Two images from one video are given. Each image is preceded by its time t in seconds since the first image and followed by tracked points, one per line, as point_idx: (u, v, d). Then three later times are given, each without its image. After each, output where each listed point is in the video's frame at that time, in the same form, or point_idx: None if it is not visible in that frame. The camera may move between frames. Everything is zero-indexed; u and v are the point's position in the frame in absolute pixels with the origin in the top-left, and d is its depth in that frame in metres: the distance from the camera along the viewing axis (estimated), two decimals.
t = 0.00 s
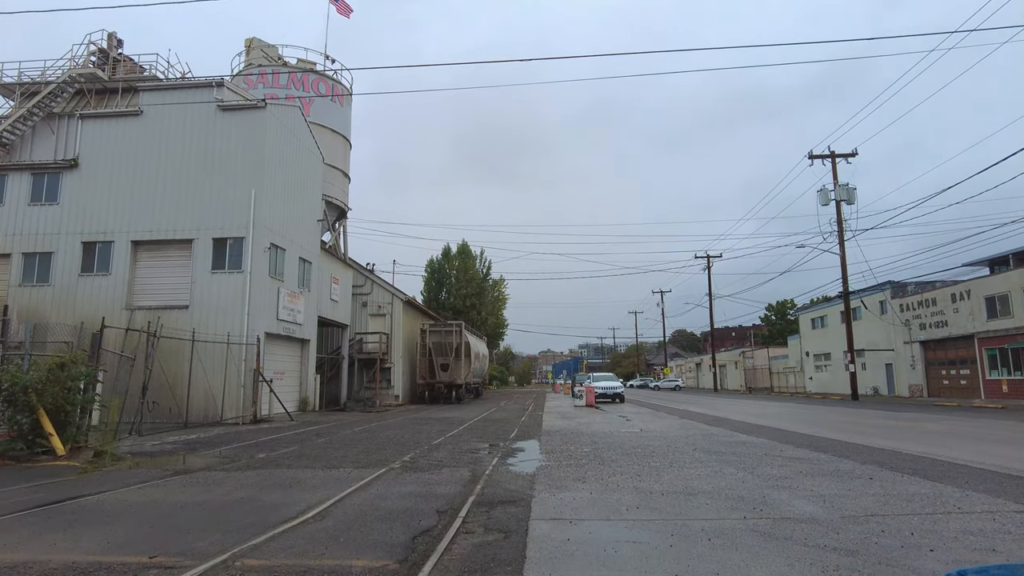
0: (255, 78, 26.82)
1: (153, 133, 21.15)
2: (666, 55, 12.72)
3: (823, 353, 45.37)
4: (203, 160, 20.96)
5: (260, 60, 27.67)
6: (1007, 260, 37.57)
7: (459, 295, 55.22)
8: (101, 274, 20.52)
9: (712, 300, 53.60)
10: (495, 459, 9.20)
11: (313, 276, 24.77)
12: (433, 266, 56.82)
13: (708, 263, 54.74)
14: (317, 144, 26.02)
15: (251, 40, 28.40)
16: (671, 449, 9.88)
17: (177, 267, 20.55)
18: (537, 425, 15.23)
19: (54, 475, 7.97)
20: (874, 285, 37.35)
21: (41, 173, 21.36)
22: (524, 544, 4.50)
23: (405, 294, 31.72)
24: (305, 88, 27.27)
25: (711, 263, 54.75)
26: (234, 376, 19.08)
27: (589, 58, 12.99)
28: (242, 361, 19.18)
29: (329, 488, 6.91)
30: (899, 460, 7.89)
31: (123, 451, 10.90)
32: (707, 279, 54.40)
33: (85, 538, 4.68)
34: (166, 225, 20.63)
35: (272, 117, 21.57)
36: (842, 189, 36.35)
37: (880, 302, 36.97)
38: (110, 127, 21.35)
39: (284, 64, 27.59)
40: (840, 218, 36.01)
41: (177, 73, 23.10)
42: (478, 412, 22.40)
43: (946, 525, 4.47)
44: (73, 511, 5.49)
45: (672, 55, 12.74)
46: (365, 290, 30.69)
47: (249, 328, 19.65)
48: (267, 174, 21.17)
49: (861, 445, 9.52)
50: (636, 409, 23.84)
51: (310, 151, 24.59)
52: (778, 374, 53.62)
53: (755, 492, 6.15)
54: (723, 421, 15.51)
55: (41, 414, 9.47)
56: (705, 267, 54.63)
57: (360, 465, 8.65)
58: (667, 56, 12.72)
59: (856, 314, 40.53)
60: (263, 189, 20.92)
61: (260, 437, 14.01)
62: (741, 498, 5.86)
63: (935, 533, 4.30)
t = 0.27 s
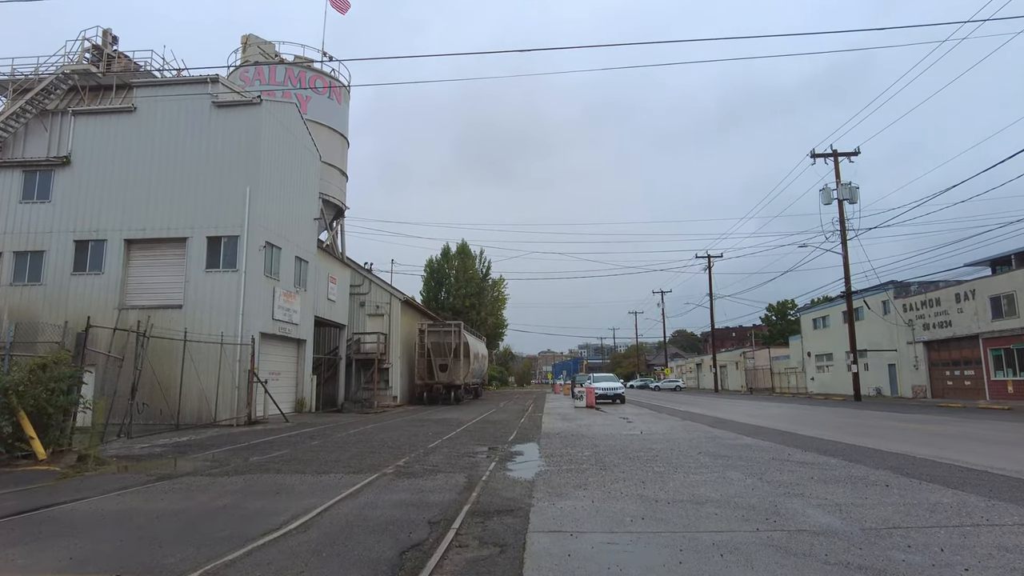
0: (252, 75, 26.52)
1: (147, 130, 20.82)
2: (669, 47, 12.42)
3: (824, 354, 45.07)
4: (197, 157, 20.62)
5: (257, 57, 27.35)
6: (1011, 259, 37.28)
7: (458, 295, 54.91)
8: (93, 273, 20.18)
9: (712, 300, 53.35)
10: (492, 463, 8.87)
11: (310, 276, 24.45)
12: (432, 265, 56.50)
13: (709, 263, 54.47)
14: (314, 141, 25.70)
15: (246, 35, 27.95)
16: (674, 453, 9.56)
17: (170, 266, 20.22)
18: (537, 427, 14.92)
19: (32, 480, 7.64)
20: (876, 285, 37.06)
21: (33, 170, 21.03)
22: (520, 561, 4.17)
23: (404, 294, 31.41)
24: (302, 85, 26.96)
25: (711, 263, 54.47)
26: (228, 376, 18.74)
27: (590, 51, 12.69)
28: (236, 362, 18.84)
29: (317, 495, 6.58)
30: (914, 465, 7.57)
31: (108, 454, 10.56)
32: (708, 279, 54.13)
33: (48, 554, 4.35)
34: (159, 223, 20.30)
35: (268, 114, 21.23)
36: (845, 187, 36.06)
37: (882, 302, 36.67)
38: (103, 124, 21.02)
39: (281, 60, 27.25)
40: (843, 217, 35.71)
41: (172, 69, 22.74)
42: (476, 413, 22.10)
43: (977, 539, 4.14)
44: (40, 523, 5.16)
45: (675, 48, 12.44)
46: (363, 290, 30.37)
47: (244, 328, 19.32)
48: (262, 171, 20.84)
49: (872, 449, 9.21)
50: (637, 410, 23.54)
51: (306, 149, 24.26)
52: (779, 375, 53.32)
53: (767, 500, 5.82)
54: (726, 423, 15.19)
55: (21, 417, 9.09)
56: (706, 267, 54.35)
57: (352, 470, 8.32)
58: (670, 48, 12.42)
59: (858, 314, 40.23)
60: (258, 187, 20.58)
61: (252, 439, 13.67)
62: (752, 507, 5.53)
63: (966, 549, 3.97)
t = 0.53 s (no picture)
0: (246, 70, 26.18)
1: (139, 125, 20.48)
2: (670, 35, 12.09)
3: (825, 353, 44.76)
4: (188, 153, 20.27)
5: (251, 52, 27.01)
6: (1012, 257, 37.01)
7: (456, 294, 54.53)
8: (83, 271, 19.81)
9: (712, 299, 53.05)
10: (487, 464, 8.54)
11: (305, 273, 24.09)
12: (430, 264, 56.10)
13: (708, 262, 54.16)
14: (309, 137, 25.36)
15: (241, 31, 27.71)
16: (676, 454, 9.23)
17: (162, 264, 19.87)
18: (534, 427, 14.58)
19: (4, 483, 7.29)
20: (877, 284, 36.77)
21: (22, 166, 20.67)
22: (514, 572, 3.83)
23: (400, 292, 31.05)
24: (297, 81, 26.62)
25: (711, 262, 54.17)
26: (220, 376, 18.39)
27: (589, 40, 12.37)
28: (229, 361, 18.51)
29: (301, 499, 6.24)
30: (928, 465, 7.24)
31: (90, 455, 10.19)
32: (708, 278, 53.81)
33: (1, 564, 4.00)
34: (150, 220, 19.94)
35: (261, 109, 20.88)
36: (846, 185, 35.77)
37: (884, 301, 36.37)
38: (94, 119, 20.65)
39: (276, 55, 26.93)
40: (843, 214, 35.41)
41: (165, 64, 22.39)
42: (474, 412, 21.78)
43: (1010, 548, 3.81)
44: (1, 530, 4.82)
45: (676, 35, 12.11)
46: (359, 288, 30.02)
47: (236, 326, 18.97)
48: (256, 167, 20.48)
49: (881, 449, 8.88)
50: (636, 409, 23.21)
51: (301, 146, 23.92)
52: (779, 374, 53.01)
53: (776, 504, 5.49)
54: (728, 423, 14.87)
55: None
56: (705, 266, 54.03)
57: (340, 472, 7.98)
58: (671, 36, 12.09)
59: (859, 313, 39.91)
60: (251, 183, 20.23)
61: (242, 440, 13.32)
62: (762, 512, 5.19)
63: (1000, 559, 3.64)
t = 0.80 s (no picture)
0: (240, 67, 25.82)
1: (130, 122, 20.10)
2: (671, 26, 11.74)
3: (826, 353, 44.41)
4: (180, 150, 19.90)
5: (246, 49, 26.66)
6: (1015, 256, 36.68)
7: (454, 294, 54.15)
8: (73, 270, 19.46)
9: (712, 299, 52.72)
10: (482, 470, 8.18)
11: (300, 273, 23.73)
12: (428, 264, 55.71)
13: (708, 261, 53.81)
14: (304, 135, 24.98)
15: (236, 27, 27.35)
16: (679, 458, 8.88)
17: (153, 263, 19.50)
18: (532, 430, 14.23)
19: None
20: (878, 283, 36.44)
21: (11, 163, 20.28)
22: None
23: (397, 292, 30.67)
24: (292, 77, 26.25)
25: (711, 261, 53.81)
26: (211, 377, 18.05)
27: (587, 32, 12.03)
28: (221, 362, 18.16)
29: (283, 509, 5.88)
30: (945, 472, 6.89)
31: (71, 461, 9.82)
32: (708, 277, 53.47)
33: None
34: (141, 218, 19.58)
35: (254, 105, 20.51)
36: (847, 183, 35.43)
37: (885, 300, 36.05)
38: (84, 116, 20.27)
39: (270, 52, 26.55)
40: (845, 213, 35.08)
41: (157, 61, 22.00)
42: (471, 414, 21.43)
43: None
44: None
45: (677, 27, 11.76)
46: (355, 288, 29.65)
47: (228, 326, 18.62)
48: (248, 164, 20.13)
49: (892, 454, 8.53)
50: (636, 410, 22.85)
51: (296, 143, 23.55)
52: (780, 374, 52.67)
53: (788, 516, 5.14)
54: (731, 425, 14.52)
55: None
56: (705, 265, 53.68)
57: (328, 479, 7.62)
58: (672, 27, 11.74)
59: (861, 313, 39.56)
60: (243, 181, 19.88)
61: (232, 443, 12.95)
62: (774, 525, 4.83)
63: None
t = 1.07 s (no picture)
0: (237, 63, 25.50)
1: (123, 117, 19.75)
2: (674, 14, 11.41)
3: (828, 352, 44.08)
4: (174, 146, 19.56)
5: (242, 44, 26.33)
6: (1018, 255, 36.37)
7: (453, 294, 53.82)
8: (65, 267, 19.12)
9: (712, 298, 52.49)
10: (479, 473, 7.85)
11: (296, 271, 23.40)
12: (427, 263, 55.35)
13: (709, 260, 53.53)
14: (301, 131, 24.64)
15: (232, 22, 27.00)
16: (684, 460, 8.55)
17: (146, 260, 19.16)
18: (531, 431, 13.89)
19: None
20: (881, 282, 36.11)
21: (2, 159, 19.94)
22: None
23: (396, 291, 30.32)
24: (289, 73, 25.90)
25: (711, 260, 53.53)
26: (205, 376, 17.74)
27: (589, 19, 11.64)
28: (215, 361, 17.84)
29: (268, 515, 5.55)
30: (964, 475, 6.57)
31: (54, 462, 9.49)
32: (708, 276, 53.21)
33: None
34: (135, 215, 19.23)
35: (249, 100, 20.18)
36: (850, 181, 35.11)
37: (888, 299, 35.73)
38: (76, 111, 19.90)
39: (267, 47, 26.21)
40: (847, 211, 34.75)
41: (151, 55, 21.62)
42: (469, 413, 21.14)
43: None
44: None
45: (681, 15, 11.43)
46: (353, 286, 29.34)
47: (223, 324, 18.30)
48: (243, 160, 19.79)
49: (906, 456, 8.20)
50: (637, 410, 22.55)
51: (292, 139, 23.22)
52: (781, 374, 52.36)
53: (804, 523, 4.81)
54: (735, 426, 14.19)
55: None
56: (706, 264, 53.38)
57: (318, 482, 7.29)
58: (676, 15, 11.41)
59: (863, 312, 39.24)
60: (238, 177, 19.55)
61: (223, 444, 12.62)
62: (791, 534, 4.50)
63: None
